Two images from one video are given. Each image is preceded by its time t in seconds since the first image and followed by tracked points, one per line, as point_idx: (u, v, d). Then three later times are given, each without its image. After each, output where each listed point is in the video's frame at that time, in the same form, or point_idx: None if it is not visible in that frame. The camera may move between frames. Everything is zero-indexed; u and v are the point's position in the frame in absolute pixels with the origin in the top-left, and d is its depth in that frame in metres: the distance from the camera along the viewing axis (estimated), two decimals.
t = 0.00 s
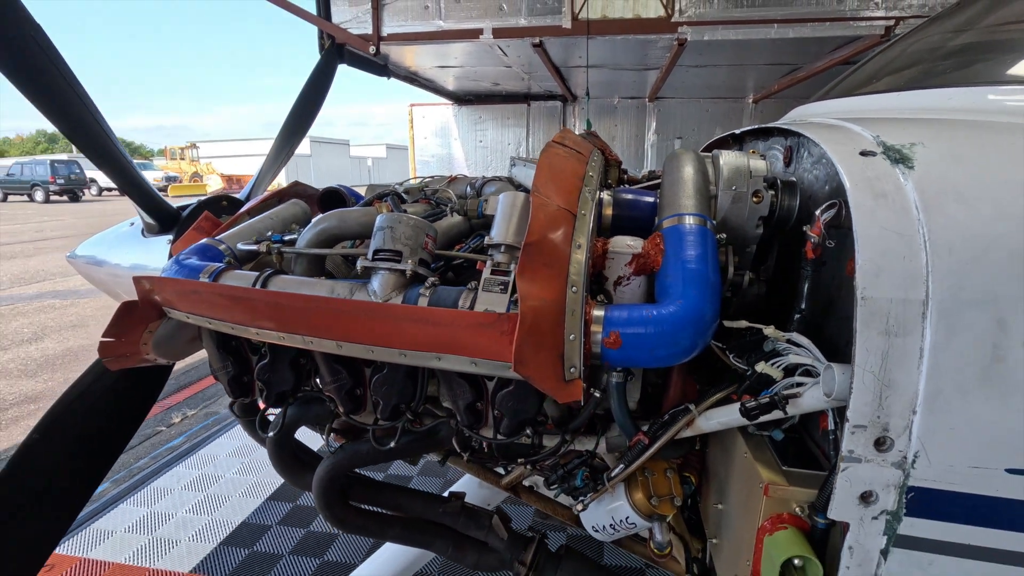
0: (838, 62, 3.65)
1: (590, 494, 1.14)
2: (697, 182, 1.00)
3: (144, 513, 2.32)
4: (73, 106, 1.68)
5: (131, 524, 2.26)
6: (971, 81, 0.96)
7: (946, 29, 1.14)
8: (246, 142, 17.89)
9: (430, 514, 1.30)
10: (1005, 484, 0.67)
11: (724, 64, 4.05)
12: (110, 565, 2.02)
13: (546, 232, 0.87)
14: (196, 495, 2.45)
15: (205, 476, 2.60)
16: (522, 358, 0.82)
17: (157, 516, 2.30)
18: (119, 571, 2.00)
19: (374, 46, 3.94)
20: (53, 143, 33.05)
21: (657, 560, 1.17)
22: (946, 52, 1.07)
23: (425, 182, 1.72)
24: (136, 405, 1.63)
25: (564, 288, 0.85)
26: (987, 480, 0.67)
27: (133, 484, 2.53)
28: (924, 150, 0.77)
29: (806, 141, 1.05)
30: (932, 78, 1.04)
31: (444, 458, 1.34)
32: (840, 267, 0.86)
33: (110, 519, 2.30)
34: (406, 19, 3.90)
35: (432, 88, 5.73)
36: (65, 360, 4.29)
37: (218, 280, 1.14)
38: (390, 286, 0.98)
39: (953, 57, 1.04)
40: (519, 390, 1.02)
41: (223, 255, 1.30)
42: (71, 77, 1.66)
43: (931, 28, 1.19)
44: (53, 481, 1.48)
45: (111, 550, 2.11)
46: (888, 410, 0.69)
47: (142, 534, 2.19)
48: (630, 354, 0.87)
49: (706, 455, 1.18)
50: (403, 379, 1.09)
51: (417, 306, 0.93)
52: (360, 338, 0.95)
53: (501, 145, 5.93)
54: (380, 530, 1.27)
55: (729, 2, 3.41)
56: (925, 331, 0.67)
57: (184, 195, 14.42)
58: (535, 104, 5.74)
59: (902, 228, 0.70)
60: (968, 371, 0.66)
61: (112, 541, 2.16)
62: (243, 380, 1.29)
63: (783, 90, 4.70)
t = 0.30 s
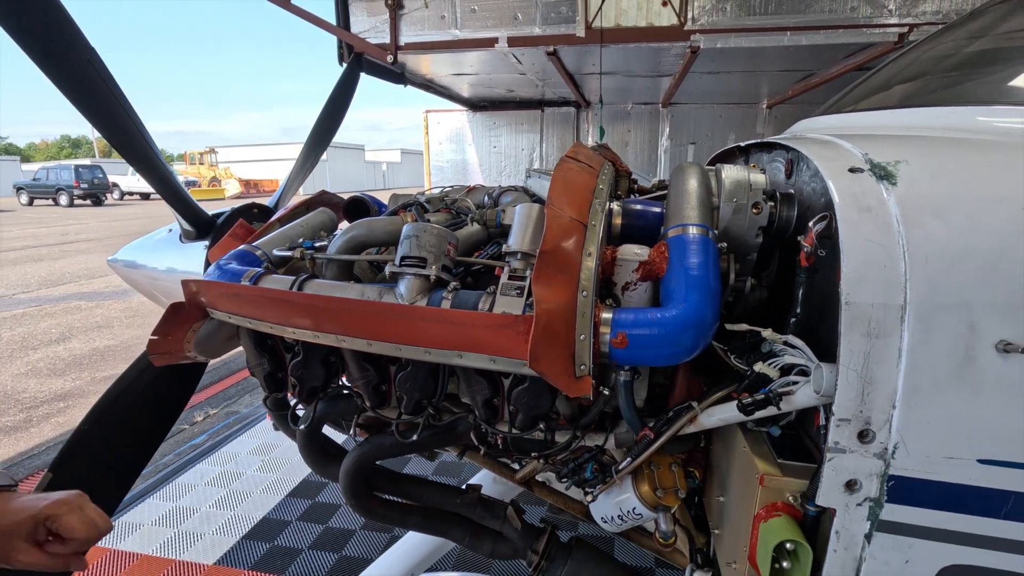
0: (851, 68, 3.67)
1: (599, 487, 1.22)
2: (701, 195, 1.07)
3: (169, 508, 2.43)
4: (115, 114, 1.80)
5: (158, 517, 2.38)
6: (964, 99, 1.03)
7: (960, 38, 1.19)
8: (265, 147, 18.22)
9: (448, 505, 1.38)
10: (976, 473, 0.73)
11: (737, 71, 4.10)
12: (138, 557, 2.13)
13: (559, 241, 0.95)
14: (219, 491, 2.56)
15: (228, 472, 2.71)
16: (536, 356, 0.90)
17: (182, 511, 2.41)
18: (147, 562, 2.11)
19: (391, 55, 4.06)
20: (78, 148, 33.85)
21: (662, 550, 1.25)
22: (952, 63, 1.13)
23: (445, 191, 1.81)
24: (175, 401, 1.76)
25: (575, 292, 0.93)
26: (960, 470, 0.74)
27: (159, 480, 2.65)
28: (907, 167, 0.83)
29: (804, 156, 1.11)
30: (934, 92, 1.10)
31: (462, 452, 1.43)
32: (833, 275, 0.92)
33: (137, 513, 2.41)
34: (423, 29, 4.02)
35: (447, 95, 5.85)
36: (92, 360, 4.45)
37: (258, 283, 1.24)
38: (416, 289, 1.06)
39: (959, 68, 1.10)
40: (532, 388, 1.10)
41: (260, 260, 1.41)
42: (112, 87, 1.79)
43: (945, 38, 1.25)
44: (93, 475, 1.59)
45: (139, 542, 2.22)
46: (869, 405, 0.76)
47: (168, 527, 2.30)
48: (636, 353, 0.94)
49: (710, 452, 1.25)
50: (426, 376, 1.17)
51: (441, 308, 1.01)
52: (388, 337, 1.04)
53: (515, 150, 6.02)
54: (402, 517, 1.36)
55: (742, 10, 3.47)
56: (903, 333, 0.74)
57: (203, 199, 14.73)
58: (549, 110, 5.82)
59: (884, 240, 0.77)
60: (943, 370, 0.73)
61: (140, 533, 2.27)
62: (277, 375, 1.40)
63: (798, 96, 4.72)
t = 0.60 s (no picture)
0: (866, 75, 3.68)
1: (599, 482, 1.30)
2: (695, 206, 1.13)
3: (191, 503, 2.54)
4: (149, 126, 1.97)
5: (180, 512, 2.49)
6: (955, 115, 1.09)
7: (973, 42, 1.21)
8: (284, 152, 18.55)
9: (456, 499, 1.45)
10: (944, 468, 0.79)
11: (751, 77, 4.13)
12: (160, 550, 2.23)
13: (559, 250, 1.02)
14: (238, 487, 2.66)
15: (246, 469, 2.81)
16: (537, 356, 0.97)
17: (203, 506, 2.51)
18: (170, 554, 2.22)
19: (408, 63, 4.17)
20: (103, 153, 34.72)
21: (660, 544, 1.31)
22: (962, 70, 1.16)
23: (457, 200, 1.89)
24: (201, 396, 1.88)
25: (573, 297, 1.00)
26: (929, 465, 0.79)
27: (181, 476, 2.77)
28: (884, 182, 0.89)
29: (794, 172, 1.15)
30: (930, 105, 1.16)
31: (470, 448, 1.50)
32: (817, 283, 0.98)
33: (161, 507, 2.52)
34: (439, 38, 4.13)
35: (462, 102, 5.95)
36: (117, 359, 4.62)
37: (280, 287, 1.32)
38: (426, 293, 1.14)
39: (965, 76, 1.14)
40: (534, 387, 1.17)
41: (283, 265, 1.49)
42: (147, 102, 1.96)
43: (956, 43, 1.27)
44: (125, 463, 1.75)
45: (162, 535, 2.33)
46: (844, 404, 0.82)
47: (190, 521, 2.41)
48: (631, 354, 1.01)
49: (707, 451, 1.30)
50: (436, 376, 1.24)
51: (450, 311, 1.09)
52: (401, 337, 1.12)
53: (529, 155, 6.10)
54: (413, 509, 1.43)
55: (755, 17, 3.51)
56: (875, 337, 0.80)
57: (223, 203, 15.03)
58: (563, 116, 5.90)
59: (859, 250, 0.82)
60: (912, 372, 0.78)
61: (163, 526, 2.38)
62: (297, 373, 1.48)
63: (813, 101, 4.72)
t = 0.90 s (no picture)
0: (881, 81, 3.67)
1: (596, 479, 1.35)
2: (688, 214, 1.18)
3: (209, 500, 2.63)
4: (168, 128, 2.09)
5: (198, 508, 2.58)
6: (943, 126, 1.12)
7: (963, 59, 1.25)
8: (303, 157, 18.87)
9: (461, 495, 1.52)
10: (917, 466, 0.82)
11: (766, 83, 4.14)
12: (179, 545, 2.32)
13: (555, 256, 1.08)
14: (254, 485, 2.75)
15: (263, 468, 2.90)
16: (531, 356, 1.04)
17: (220, 502, 2.60)
18: (189, 548, 2.30)
19: (424, 71, 4.27)
20: (129, 159, 35.61)
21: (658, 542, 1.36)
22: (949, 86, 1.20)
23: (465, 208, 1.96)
24: (219, 396, 1.98)
25: (568, 301, 1.06)
26: (903, 464, 0.83)
27: (200, 473, 2.86)
28: (864, 193, 0.92)
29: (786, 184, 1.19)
30: (922, 116, 1.19)
31: (474, 447, 1.55)
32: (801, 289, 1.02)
33: (180, 502, 2.62)
34: (453, 46, 4.22)
35: (477, 108, 6.04)
36: (140, 360, 4.76)
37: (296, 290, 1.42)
38: (430, 297, 1.21)
39: (954, 91, 1.18)
40: (534, 388, 1.22)
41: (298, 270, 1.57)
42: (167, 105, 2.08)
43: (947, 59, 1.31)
44: (148, 457, 1.84)
45: (182, 530, 2.42)
46: (822, 404, 0.86)
47: (208, 517, 2.50)
48: (622, 356, 1.06)
49: (703, 452, 1.34)
50: (441, 376, 1.30)
51: (453, 314, 1.16)
52: (408, 338, 1.19)
53: (543, 161, 6.16)
54: (419, 504, 1.50)
55: (768, 24, 3.54)
56: (851, 340, 0.84)
57: (245, 208, 15.34)
58: (578, 122, 5.95)
59: (837, 257, 0.87)
60: (886, 374, 0.82)
61: (182, 522, 2.47)
62: (310, 372, 1.56)
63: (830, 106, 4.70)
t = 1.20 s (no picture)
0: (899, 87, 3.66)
1: (597, 479, 1.40)
2: (688, 222, 1.21)
3: (227, 498, 2.71)
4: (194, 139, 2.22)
5: (217, 505, 2.66)
6: (940, 138, 1.14)
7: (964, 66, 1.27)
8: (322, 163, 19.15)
9: (468, 493, 1.56)
10: (902, 467, 0.85)
11: (782, 89, 4.13)
12: (198, 541, 2.40)
13: (556, 263, 1.13)
14: (270, 485, 2.83)
15: (279, 468, 2.98)
16: (531, 357, 1.10)
17: (238, 501, 2.68)
18: (208, 545, 2.38)
19: (439, 80, 4.35)
20: (154, 165, 36.46)
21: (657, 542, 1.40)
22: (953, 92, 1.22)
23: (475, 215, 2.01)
24: (238, 397, 2.05)
25: (567, 305, 1.11)
26: (888, 464, 0.86)
27: (219, 472, 2.95)
28: (854, 202, 0.95)
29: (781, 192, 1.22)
30: (925, 122, 1.21)
31: (481, 446, 1.61)
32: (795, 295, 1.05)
33: (200, 500, 2.70)
34: (469, 55, 4.30)
35: (493, 115, 6.12)
36: (162, 361, 4.89)
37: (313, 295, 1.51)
38: (438, 301, 1.27)
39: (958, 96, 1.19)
40: (536, 390, 1.26)
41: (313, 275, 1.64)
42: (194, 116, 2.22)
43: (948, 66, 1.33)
44: (169, 455, 1.92)
45: (201, 527, 2.50)
46: (810, 406, 0.89)
47: (226, 515, 2.58)
48: (620, 358, 1.10)
49: (705, 454, 1.36)
50: (448, 377, 1.35)
51: (459, 317, 1.22)
52: (416, 340, 1.25)
53: (558, 167, 6.20)
54: (426, 501, 1.55)
55: (782, 30, 3.55)
56: (837, 344, 0.87)
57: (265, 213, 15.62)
58: (592, 128, 5.99)
59: (825, 264, 0.90)
60: (871, 377, 0.85)
61: (201, 519, 2.56)
62: (324, 372, 1.64)
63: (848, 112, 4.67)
